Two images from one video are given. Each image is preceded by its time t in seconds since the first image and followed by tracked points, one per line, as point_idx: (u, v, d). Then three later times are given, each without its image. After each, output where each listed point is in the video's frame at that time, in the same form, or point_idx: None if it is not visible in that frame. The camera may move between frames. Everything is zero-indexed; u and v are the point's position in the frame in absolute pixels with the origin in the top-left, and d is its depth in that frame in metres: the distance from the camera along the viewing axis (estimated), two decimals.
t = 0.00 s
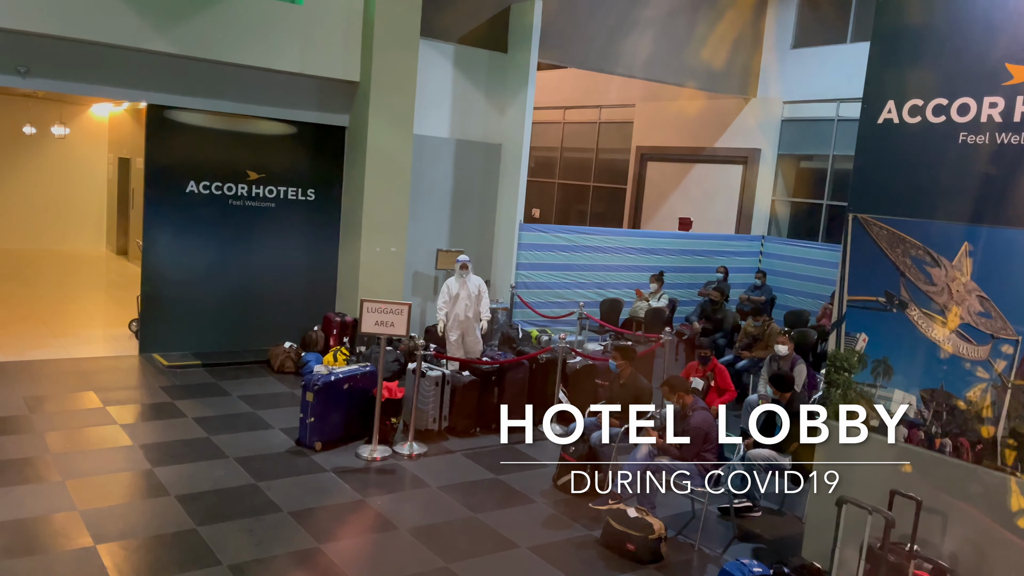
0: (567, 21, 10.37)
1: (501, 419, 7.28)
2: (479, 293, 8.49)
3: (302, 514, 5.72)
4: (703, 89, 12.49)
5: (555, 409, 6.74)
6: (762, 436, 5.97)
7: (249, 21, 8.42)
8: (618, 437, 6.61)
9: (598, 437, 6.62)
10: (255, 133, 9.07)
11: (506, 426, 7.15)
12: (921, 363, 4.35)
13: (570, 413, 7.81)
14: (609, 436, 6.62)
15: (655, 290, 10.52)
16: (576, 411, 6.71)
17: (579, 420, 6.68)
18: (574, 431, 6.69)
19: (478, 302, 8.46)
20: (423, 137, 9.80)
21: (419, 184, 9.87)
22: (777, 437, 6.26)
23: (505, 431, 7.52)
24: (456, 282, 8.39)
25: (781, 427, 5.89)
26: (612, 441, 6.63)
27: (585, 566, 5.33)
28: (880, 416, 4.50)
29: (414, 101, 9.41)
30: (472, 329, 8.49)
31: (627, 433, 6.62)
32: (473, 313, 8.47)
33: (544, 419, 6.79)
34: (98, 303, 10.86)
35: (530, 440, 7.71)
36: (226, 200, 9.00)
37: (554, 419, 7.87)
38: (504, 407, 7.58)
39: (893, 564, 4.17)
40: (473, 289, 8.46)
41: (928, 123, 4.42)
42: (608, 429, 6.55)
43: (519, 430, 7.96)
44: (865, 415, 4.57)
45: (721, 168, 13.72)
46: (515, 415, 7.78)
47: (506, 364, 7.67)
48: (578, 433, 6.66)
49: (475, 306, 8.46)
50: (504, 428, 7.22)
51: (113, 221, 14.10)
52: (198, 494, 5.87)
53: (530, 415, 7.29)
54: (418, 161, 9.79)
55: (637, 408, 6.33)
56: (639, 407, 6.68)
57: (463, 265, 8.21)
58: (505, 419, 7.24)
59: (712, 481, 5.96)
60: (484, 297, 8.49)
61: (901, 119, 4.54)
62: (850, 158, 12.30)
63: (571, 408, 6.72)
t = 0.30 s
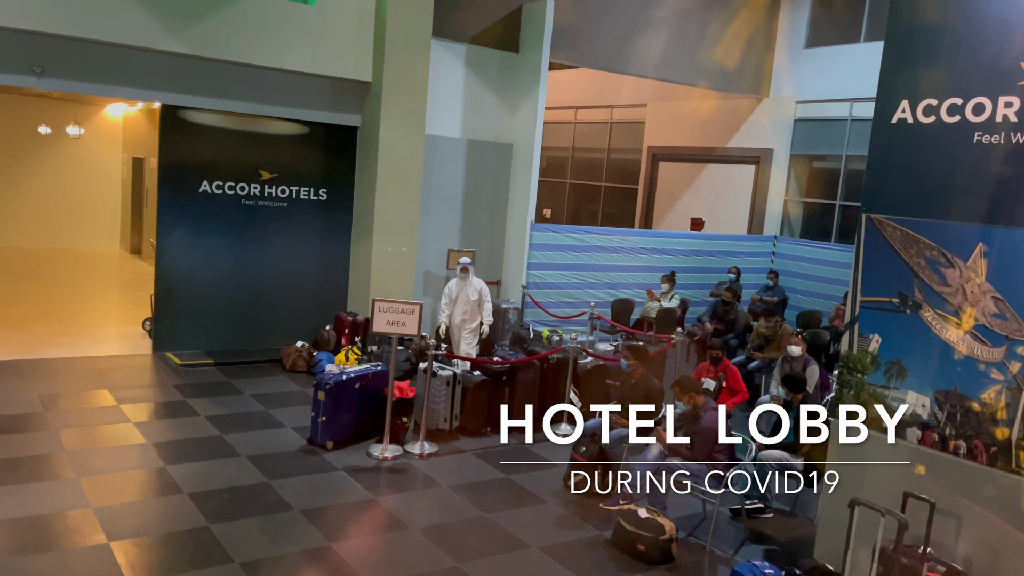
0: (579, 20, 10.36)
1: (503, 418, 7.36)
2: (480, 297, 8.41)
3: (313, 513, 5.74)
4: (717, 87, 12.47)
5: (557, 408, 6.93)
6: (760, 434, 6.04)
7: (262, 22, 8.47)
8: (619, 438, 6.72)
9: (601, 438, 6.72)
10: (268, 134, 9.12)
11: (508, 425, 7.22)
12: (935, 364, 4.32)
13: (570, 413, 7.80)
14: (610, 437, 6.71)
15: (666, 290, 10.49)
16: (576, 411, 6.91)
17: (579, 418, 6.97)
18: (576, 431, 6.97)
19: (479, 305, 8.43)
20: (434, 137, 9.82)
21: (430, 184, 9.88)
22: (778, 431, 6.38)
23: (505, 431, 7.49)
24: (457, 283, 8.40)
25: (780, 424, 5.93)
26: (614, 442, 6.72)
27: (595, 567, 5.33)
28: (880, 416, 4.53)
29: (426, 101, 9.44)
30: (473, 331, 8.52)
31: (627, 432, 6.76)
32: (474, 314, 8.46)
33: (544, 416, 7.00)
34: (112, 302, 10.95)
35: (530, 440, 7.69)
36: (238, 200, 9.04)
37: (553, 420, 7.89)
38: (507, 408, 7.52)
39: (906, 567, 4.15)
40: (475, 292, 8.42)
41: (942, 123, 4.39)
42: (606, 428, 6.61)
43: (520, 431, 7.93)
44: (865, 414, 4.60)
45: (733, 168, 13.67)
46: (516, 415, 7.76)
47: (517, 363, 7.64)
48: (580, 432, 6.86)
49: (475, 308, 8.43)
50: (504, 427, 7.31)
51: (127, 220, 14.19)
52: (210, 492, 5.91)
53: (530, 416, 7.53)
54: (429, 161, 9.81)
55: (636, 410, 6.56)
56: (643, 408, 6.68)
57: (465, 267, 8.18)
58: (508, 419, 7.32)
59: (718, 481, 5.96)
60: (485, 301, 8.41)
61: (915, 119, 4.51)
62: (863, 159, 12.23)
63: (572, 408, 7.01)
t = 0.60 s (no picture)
0: (595, 20, 10.34)
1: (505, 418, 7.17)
2: (483, 302, 8.28)
3: (331, 512, 5.77)
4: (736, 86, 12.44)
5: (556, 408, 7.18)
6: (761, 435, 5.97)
7: (281, 23, 8.52)
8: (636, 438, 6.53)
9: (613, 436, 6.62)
10: (286, 134, 9.17)
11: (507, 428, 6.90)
12: (954, 365, 4.28)
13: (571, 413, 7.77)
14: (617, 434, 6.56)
15: (683, 290, 10.44)
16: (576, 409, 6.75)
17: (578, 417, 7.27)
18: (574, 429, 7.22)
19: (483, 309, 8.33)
20: (451, 137, 9.83)
21: (447, 184, 9.90)
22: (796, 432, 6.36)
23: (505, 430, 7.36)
24: (466, 284, 8.35)
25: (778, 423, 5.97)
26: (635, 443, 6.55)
27: (611, 567, 5.33)
28: (880, 416, 4.56)
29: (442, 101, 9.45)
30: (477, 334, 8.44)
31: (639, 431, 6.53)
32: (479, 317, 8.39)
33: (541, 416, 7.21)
34: (132, 300, 11.06)
35: (530, 440, 7.56)
36: (257, 199, 9.10)
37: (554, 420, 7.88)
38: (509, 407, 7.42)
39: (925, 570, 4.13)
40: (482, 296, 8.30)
41: (964, 122, 4.33)
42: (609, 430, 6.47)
43: (519, 431, 7.81)
44: (865, 415, 4.61)
45: (751, 168, 13.61)
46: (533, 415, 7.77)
47: (533, 363, 7.69)
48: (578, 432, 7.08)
49: (479, 312, 8.34)
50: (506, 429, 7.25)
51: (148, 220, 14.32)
52: (229, 490, 5.96)
53: (531, 416, 7.15)
54: (446, 161, 9.82)
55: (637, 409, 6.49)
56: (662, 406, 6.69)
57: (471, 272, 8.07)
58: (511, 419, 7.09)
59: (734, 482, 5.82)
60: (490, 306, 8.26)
61: (936, 118, 4.46)
62: (883, 158, 12.11)
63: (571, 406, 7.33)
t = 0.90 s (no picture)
0: (618, 19, 10.33)
1: (503, 418, 7.25)
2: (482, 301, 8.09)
3: (353, 509, 5.81)
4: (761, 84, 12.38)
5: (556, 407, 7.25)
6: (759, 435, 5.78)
7: (305, 25, 8.58)
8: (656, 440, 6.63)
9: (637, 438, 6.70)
10: (309, 134, 9.24)
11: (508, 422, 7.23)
12: (982, 368, 4.22)
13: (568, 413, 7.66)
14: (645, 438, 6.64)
15: (706, 291, 10.37)
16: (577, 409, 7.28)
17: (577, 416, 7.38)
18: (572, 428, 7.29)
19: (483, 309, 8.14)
20: (474, 137, 9.86)
21: (469, 184, 9.93)
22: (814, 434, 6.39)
23: (503, 430, 7.39)
24: (472, 282, 8.28)
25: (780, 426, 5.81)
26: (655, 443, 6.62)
27: (632, 567, 5.32)
28: (881, 415, 4.62)
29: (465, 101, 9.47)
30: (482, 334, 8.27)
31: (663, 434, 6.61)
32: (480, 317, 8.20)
33: (543, 416, 7.36)
34: (158, 299, 11.20)
35: (530, 440, 7.53)
36: (281, 199, 9.18)
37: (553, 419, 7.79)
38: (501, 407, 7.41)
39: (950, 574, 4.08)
40: (484, 295, 8.14)
41: (993, 120, 4.26)
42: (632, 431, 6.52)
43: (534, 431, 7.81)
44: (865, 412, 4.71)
45: (775, 167, 13.51)
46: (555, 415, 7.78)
47: (554, 363, 7.69)
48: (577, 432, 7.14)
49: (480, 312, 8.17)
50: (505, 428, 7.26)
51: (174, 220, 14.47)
52: (253, 487, 6.02)
53: (530, 415, 7.42)
54: (468, 160, 9.85)
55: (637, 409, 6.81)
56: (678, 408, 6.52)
57: (477, 273, 7.89)
58: (507, 418, 7.17)
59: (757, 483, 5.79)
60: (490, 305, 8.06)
61: (965, 117, 4.40)
62: (910, 158, 11.95)
63: (569, 405, 7.44)
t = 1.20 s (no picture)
0: (645, 18, 10.29)
1: (503, 418, 7.08)
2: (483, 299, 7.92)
3: (379, 507, 5.85)
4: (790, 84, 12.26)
5: (556, 407, 7.37)
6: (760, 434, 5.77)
7: (333, 26, 8.65)
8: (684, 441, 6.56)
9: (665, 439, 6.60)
10: (337, 134, 9.32)
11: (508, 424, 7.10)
12: (1016, 370, 4.13)
13: (570, 413, 7.59)
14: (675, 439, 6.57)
15: (733, 291, 10.25)
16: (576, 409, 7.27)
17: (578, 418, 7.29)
18: (576, 429, 7.41)
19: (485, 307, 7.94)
20: (500, 136, 9.87)
21: (495, 184, 9.95)
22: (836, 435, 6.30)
23: (516, 431, 7.29)
24: (473, 281, 8.16)
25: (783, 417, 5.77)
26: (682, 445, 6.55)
27: (657, 568, 5.29)
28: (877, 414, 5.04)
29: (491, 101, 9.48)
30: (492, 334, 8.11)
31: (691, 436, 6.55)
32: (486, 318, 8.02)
33: (543, 415, 7.48)
34: (188, 297, 11.34)
35: (530, 441, 7.35)
36: (308, 199, 9.26)
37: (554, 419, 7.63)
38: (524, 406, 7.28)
39: None
40: (485, 292, 8.01)
41: None
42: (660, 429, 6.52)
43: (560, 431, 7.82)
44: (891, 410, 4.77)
45: (804, 167, 13.37)
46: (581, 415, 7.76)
47: (580, 363, 7.66)
48: (579, 432, 7.33)
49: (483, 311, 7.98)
50: (506, 429, 7.26)
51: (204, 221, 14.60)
52: (280, 483, 6.08)
53: (530, 416, 7.23)
54: (494, 160, 9.86)
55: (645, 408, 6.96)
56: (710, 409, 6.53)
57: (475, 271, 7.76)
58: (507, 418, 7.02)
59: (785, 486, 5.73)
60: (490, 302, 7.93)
61: (998, 115, 4.33)
62: (943, 157, 11.74)
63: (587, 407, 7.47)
